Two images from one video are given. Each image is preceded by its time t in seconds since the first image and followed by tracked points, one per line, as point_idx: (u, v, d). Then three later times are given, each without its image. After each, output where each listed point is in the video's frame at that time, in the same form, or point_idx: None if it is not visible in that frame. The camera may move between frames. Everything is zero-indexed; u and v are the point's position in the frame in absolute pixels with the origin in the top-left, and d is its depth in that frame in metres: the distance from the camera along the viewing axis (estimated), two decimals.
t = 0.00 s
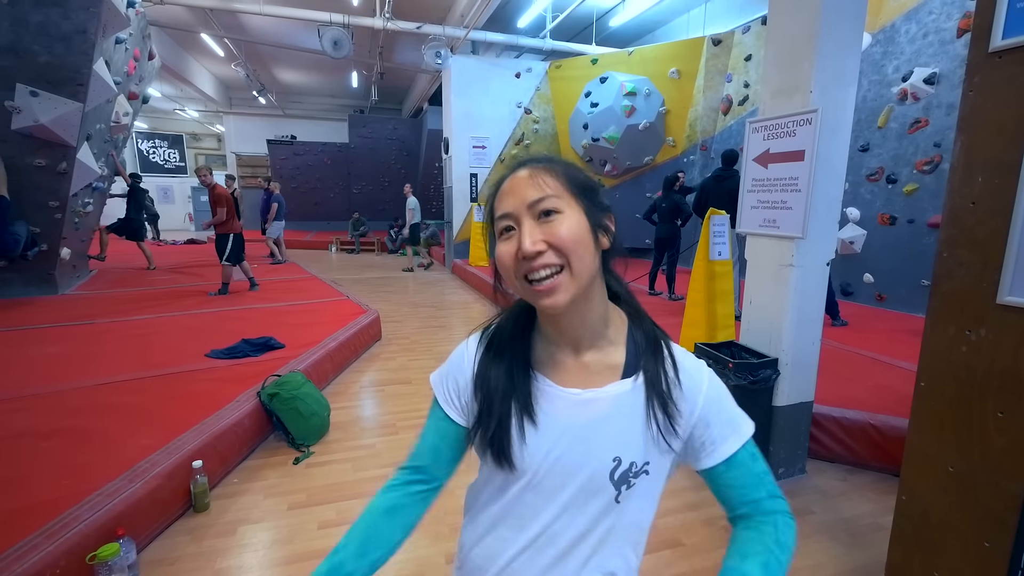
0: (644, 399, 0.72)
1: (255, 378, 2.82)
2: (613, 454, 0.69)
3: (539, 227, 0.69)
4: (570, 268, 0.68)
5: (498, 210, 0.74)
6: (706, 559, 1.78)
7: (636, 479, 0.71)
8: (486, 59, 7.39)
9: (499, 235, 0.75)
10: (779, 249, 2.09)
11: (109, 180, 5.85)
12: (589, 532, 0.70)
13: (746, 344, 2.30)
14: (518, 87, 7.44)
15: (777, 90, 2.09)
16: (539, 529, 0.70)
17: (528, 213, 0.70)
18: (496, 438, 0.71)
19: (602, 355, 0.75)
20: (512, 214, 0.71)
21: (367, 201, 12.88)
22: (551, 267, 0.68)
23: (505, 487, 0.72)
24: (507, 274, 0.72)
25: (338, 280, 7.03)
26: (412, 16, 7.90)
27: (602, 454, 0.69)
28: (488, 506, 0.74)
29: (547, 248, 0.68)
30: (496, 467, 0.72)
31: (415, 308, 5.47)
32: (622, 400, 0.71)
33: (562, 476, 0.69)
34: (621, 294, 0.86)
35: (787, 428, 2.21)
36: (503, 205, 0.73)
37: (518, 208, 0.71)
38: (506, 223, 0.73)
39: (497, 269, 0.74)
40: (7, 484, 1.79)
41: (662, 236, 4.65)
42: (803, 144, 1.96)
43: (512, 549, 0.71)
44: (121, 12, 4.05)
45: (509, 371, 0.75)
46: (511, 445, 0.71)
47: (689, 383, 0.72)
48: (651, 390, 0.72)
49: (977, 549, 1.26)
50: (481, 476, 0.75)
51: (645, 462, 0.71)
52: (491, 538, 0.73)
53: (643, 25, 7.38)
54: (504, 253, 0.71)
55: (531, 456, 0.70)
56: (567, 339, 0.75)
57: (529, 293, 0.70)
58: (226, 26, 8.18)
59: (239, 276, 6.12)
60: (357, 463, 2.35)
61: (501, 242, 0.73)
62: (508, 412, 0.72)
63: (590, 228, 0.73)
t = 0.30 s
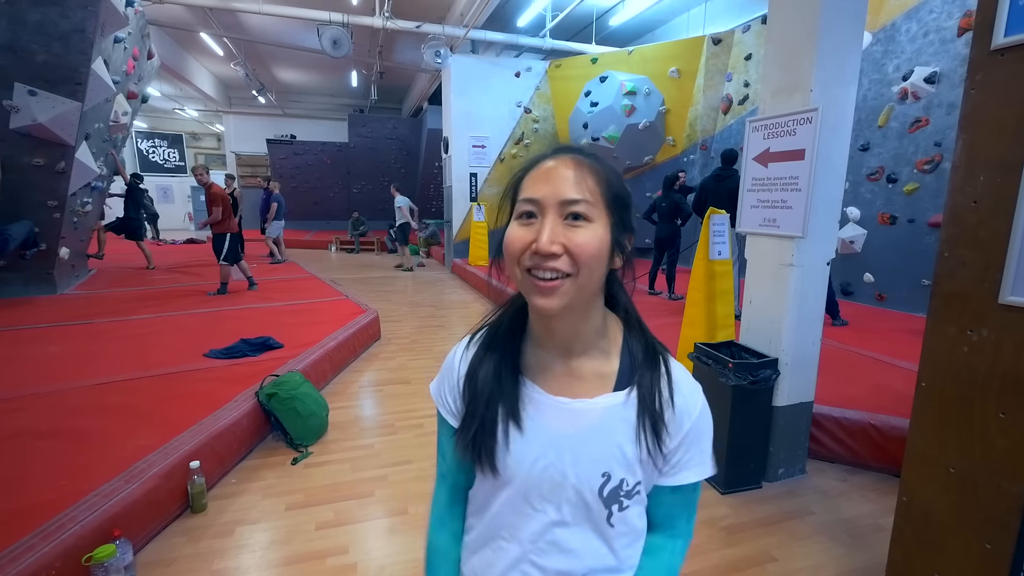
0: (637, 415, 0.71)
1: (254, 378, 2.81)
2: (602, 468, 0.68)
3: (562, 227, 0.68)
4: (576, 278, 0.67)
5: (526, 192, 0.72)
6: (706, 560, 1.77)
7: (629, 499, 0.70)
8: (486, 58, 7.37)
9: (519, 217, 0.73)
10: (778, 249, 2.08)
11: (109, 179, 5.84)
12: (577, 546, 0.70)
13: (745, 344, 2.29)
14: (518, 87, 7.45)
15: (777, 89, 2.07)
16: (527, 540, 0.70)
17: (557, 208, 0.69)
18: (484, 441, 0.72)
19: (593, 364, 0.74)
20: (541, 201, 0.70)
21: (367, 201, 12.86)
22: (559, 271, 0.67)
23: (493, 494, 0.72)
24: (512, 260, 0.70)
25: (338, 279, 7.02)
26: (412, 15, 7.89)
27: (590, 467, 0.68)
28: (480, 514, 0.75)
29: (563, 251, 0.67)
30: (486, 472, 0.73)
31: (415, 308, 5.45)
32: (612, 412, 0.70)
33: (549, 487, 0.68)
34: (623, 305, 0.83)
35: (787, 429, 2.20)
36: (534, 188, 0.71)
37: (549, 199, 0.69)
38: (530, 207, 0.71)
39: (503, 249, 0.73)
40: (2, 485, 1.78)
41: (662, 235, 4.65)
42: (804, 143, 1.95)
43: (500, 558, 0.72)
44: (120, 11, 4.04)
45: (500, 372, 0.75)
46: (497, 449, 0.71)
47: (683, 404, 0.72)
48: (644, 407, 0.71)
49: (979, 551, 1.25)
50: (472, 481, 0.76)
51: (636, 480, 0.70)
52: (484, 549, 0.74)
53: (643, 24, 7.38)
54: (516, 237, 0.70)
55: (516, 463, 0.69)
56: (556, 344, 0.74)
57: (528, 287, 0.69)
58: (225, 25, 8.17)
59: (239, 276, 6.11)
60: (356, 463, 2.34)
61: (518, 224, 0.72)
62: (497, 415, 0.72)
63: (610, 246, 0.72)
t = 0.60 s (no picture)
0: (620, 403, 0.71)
1: (252, 378, 2.80)
2: (589, 460, 0.68)
3: (587, 233, 0.67)
4: (582, 285, 0.67)
5: (557, 185, 0.71)
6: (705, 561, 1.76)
7: (620, 488, 0.69)
8: (486, 58, 7.37)
9: (543, 208, 0.71)
10: (778, 249, 2.07)
11: (108, 179, 5.83)
12: (573, 543, 0.69)
13: (745, 344, 2.28)
14: (518, 87, 7.45)
15: (777, 89, 2.07)
16: (523, 539, 0.70)
17: (587, 213, 0.68)
18: (470, 437, 0.72)
19: (576, 358, 0.73)
20: (573, 200, 0.68)
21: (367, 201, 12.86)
22: (568, 275, 0.66)
23: (482, 493, 0.73)
24: (522, 250, 0.68)
25: (338, 280, 7.01)
26: (411, 15, 7.88)
27: (576, 459, 0.67)
28: (473, 517, 0.74)
29: (580, 258, 0.66)
30: (473, 470, 0.73)
31: (414, 308, 5.45)
32: (594, 403, 0.70)
33: (537, 482, 0.68)
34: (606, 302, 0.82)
35: (787, 429, 2.19)
36: (568, 186, 0.70)
37: (584, 203, 0.68)
38: (558, 201, 0.69)
39: (515, 236, 0.71)
40: None
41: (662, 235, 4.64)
42: (804, 143, 1.95)
43: (498, 564, 0.72)
44: (119, 11, 4.04)
45: (481, 368, 0.75)
46: (482, 446, 0.72)
47: (665, 388, 0.72)
48: (625, 394, 0.71)
49: (979, 553, 1.25)
50: (462, 482, 0.76)
51: (626, 470, 0.69)
52: (480, 555, 0.73)
53: (643, 24, 7.37)
54: (535, 228, 0.68)
55: (501, 458, 0.70)
56: (542, 343, 0.73)
57: (532, 283, 0.68)
58: (225, 24, 8.16)
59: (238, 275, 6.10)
60: (354, 464, 2.34)
61: (541, 215, 0.70)
62: (480, 410, 0.73)
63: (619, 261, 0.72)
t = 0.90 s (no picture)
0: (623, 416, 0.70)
1: (251, 378, 2.80)
2: (588, 472, 0.68)
3: (552, 231, 0.68)
4: (569, 282, 0.67)
5: (511, 196, 0.71)
6: (705, 562, 1.76)
7: (614, 502, 0.69)
8: (486, 59, 7.36)
9: (503, 222, 0.71)
10: (778, 249, 2.07)
11: (107, 180, 5.84)
12: (561, 552, 0.69)
13: (745, 344, 2.28)
14: (518, 87, 7.42)
15: (776, 89, 2.06)
16: (515, 545, 0.70)
17: (544, 212, 0.68)
18: (467, 444, 0.71)
19: (579, 364, 0.73)
20: (527, 206, 0.68)
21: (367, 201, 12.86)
22: (552, 277, 0.67)
23: (478, 498, 0.72)
24: (500, 270, 0.69)
25: (338, 280, 7.01)
26: (411, 15, 7.88)
27: (575, 470, 0.67)
28: (468, 521, 0.74)
29: (555, 257, 0.66)
30: (470, 476, 0.73)
31: (414, 309, 5.45)
32: (597, 414, 0.70)
33: (534, 491, 0.68)
34: (609, 306, 0.82)
35: (786, 430, 2.18)
36: (514, 195, 0.70)
37: (536, 203, 0.68)
38: (515, 213, 0.70)
39: (489, 257, 0.71)
40: None
41: (662, 236, 4.63)
42: (803, 143, 1.94)
43: (490, 568, 0.71)
44: (118, 11, 4.04)
45: (482, 376, 0.75)
46: (481, 452, 0.71)
47: (667, 407, 0.71)
48: (628, 407, 0.71)
49: (978, 554, 1.24)
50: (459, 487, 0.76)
51: (623, 484, 0.69)
52: (474, 558, 0.73)
53: (643, 25, 7.37)
54: (504, 245, 0.68)
55: (498, 464, 0.69)
56: (545, 347, 0.73)
57: (519, 297, 0.68)
58: (225, 25, 8.16)
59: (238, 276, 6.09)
60: (353, 464, 2.33)
61: (502, 232, 0.70)
62: (481, 417, 0.72)
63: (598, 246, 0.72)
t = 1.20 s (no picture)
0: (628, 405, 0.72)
1: (251, 378, 2.79)
2: (595, 465, 0.68)
3: (544, 220, 0.67)
4: (558, 274, 0.66)
5: (508, 185, 0.71)
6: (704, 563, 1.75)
7: (622, 490, 0.70)
8: (486, 58, 7.35)
9: (498, 213, 0.71)
10: (778, 249, 2.06)
11: (107, 179, 5.83)
12: (573, 548, 0.69)
13: (745, 344, 2.27)
14: (518, 86, 7.41)
15: (777, 88, 2.05)
16: (522, 549, 0.68)
17: (538, 201, 0.68)
18: (468, 447, 0.70)
19: (576, 360, 0.73)
20: (523, 195, 0.68)
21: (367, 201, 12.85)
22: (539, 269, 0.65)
23: (483, 504, 0.70)
24: (494, 260, 0.68)
25: (338, 280, 7.01)
26: (410, 14, 7.86)
27: (584, 464, 0.67)
28: (472, 531, 0.71)
29: (544, 246, 0.65)
30: (472, 482, 0.70)
31: (414, 308, 5.44)
32: (600, 406, 0.70)
33: (541, 492, 0.67)
34: (601, 304, 0.83)
35: (786, 429, 2.18)
36: (512, 183, 0.70)
37: (531, 193, 0.68)
38: (510, 201, 0.70)
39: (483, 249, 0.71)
40: None
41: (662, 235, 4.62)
42: (803, 142, 1.94)
43: None
44: (118, 10, 4.04)
45: (479, 376, 0.73)
46: (484, 458, 0.69)
47: (669, 393, 0.74)
48: (631, 396, 0.72)
49: (979, 555, 1.24)
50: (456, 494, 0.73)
51: (629, 471, 0.70)
52: (478, 565, 0.71)
53: (643, 24, 7.36)
54: (498, 234, 0.68)
55: (503, 469, 0.68)
56: (539, 345, 0.72)
57: (509, 287, 0.67)
58: (225, 25, 8.15)
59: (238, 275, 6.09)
60: (352, 464, 2.33)
61: (497, 221, 0.70)
62: (481, 419, 0.70)
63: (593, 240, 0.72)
